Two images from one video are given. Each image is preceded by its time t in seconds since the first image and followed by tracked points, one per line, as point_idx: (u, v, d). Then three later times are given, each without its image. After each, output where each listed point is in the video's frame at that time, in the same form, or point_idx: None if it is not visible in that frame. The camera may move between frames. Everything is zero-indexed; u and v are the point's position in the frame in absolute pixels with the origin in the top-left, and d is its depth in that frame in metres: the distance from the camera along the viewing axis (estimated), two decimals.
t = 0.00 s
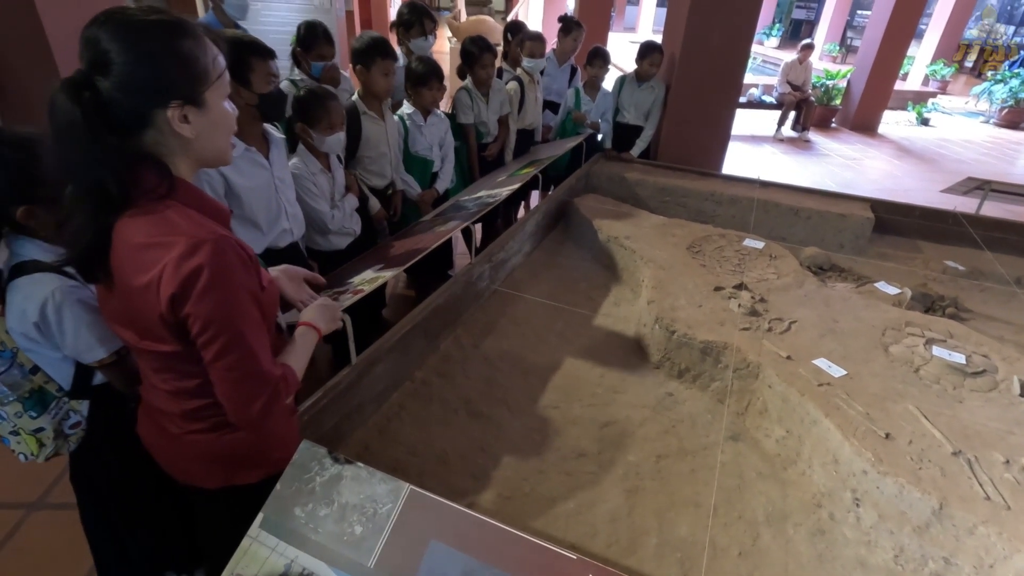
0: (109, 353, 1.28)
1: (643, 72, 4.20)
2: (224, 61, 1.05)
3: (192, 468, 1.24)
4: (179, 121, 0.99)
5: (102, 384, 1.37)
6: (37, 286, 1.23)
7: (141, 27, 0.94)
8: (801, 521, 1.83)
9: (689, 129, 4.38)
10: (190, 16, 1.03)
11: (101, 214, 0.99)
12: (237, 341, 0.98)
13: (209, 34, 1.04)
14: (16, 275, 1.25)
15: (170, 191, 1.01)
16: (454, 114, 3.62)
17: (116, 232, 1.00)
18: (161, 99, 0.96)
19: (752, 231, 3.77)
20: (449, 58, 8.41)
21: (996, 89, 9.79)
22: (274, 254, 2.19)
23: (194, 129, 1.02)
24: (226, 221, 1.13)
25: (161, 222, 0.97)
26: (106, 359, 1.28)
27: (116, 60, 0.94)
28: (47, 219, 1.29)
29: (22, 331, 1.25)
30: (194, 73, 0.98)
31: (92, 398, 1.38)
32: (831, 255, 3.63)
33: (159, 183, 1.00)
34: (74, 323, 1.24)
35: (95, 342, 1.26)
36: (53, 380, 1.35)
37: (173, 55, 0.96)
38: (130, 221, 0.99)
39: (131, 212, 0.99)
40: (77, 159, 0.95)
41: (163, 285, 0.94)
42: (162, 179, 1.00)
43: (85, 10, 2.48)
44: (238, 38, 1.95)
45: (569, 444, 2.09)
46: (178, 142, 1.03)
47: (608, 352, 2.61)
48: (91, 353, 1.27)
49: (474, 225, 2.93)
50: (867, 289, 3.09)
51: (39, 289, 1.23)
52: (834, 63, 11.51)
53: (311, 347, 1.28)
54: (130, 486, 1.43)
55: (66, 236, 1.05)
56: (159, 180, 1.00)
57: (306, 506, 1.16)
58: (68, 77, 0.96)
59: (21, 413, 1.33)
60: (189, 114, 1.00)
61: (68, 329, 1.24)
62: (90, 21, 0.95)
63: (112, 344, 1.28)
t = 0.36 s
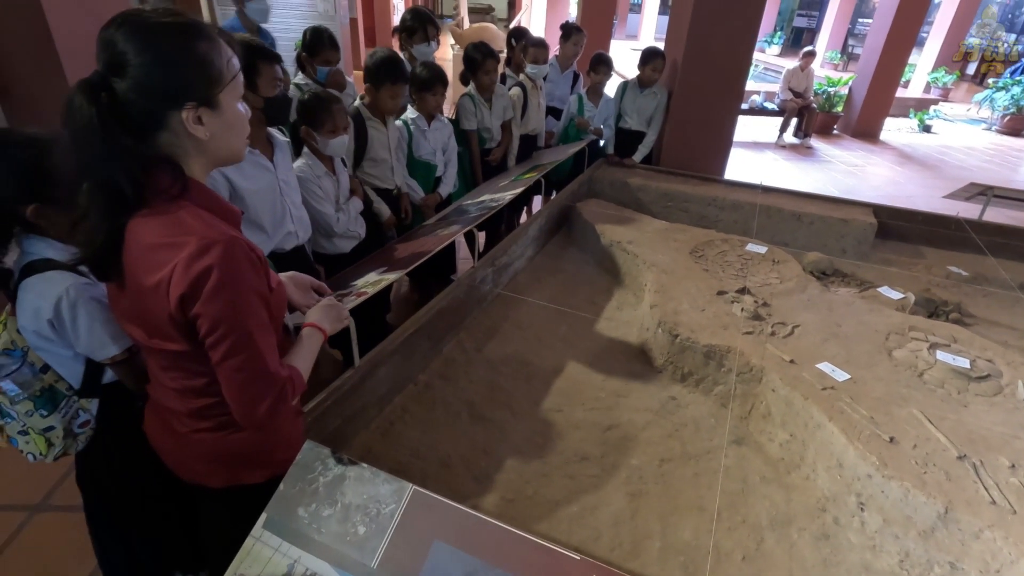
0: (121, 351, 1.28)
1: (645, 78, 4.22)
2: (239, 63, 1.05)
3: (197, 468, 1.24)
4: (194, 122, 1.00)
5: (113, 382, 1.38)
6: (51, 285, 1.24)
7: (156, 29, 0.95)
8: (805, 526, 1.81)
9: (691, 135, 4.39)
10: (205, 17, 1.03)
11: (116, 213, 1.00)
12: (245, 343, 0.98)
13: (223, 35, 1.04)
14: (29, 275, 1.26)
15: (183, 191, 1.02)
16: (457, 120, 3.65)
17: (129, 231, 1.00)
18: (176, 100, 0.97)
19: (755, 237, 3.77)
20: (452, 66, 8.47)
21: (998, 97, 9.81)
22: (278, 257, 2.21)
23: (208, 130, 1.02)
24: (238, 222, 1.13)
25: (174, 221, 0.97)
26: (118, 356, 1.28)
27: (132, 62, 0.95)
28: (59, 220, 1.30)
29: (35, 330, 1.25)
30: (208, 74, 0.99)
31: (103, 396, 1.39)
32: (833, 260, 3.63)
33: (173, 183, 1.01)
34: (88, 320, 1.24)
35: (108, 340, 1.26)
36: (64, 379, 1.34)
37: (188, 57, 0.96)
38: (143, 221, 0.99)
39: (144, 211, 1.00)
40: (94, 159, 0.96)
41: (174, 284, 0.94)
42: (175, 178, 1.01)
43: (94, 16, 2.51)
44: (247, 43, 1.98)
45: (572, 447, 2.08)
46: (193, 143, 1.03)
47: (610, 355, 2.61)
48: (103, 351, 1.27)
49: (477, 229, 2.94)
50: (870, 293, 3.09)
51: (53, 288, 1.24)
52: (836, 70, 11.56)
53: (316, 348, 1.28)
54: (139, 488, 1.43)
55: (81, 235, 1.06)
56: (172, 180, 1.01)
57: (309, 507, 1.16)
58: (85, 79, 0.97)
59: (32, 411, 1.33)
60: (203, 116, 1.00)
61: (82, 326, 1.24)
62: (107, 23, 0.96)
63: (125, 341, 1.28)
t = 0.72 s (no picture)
0: (129, 343, 1.27)
1: (650, 79, 4.21)
2: (245, 59, 1.04)
3: (200, 460, 1.23)
4: (194, 116, 0.99)
5: (122, 374, 1.38)
6: (59, 277, 1.24)
7: (163, 21, 0.95)
8: (809, 527, 1.80)
9: (696, 136, 4.38)
10: (213, 11, 1.02)
11: (119, 203, 1.00)
12: (250, 333, 0.97)
13: (231, 30, 1.04)
14: (36, 268, 1.26)
15: (188, 183, 1.02)
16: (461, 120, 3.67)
17: (134, 221, 1.00)
18: (179, 94, 0.96)
19: (760, 238, 3.76)
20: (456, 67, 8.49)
21: (1004, 101, 9.77)
22: (280, 255, 2.21)
23: (210, 125, 1.02)
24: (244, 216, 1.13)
25: (180, 211, 0.97)
26: (126, 348, 1.27)
27: (138, 53, 0.94)
28: (67, 211, 1.32)
29: (44, 323, 1.25)
30: (210, 69, 0.98)
31: (112, 389, 1.40)
32: (838, 262, 3.61)
33: (177, 174, 1.01)
34: (95, 312, 1.23)
35: (116, 332, 1.24)
36: (74, 370, 1.34)
37: (192, 51, 0.96)
38: (148, 211, 0.99)
39: (149, 202, 1.00)
40: (98, 148, 0.96)
41: (180, 274, 0.94)
42: (179, 169, 1.01)
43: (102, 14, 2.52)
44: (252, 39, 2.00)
45: (575, 446, 2.07)
46: (195, 136, 1.03)
47: (613, 354, 2.61)
48: (111, 343, 1.25)
49: (481, 228, 2.94)
50: (875, 295, 3.07)
51: (60, 281, 1.24)
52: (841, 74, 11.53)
53: (319, 341, 1.28)
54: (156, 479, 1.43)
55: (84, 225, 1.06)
56: (176, 172, 1.01)
57: (311, 501, 1.16)
58: (93, 69, 0.98)
59: (42, 404, 1.34)
60: (204, 110, 1.00)
61: (89, 318, 1.23)
62: (116, 15, 0.96)
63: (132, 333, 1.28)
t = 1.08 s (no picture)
0: (114, 358, 1.33)
1: (648, 83, 4.24)
2: (247, 73, 1.04)
3: (197, 462, 1.24)
4: (188, 130, 1.00)
5: (112, 384, 1.38)
6: (43, 293, 1.27)
7: (165, 36, 0.96)
8: (809, 527, 1.80)
9: (694, 139, 4.40)
10: (220, 26, 1.03)
11: (118, 208, 1.02)
12: (247, 338, 0.99)
13: (237, 45, 1.04)
14: (25, 279, 1.29)
15: (186, 190, 1.03)
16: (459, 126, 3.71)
17: (135, 226, 1.02)
18: (175, 107, 0.97)
19: (758, 240, 3.77)
20: (456, 73, 8.54)
21: (1002, 102, 9.80)
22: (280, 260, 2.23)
23: (204, 138, 1.02)
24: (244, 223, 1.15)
25: (178, 217, 0.98)
26: (112, 363, 1.33)
27: (142, 63, 0.96)
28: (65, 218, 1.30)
29: (31, 335, 1.29)
30: (206, 85, 0.98)
31: (103, 398, 1.40)
32: (837, 263, 3.62)
33: (176, 182, 1.02)
34: (79, 328, 1.28)
35: (102, 347, 1.30)
36: (65, 379, 1.37)
37: (191, 65, 0.97)
38: (147, 216, 1.01)
39: (148, 207, 1.01)
40: (103, 153, 1.00)
41: (178, 279, 0.95)
42: (178, 177, 1.02)
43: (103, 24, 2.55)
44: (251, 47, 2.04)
45: (575, 448, 2.08)
46: (193, 148, 1.04)
47: (612, 356, 2.62)
48: (97, 357, 1.31)
49: (480, 233, 2.95)
50: (874, 296, 3.08)
51: (44, 296, 1.27)
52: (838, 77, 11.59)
53: (315, 346, 1.29)
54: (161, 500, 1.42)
55: (87, 224, 1.09)
56: (175, 180, 1.02)
57: (311, 502, 1.16)
58: (103, 77, 1.01)
59: (35, 412, 1.37)
60: (198, 124, 1.00)
61: (74, 334, 1.28)
62: (129, 23, 0.98)
63: (119, 349, 1.33)
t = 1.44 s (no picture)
0: (118, 355, 1.33)
1: (651, 86, 4.24)
2: (250, 72, 1.06)
3: (201, 460, 1.25)
4: (193, 130, 1.01)
5: (111, 384, 1.39)
6: (46, 291, 1.27)
7: (169, 37, 0.97)
8: (812, 530, 1.80)
9: (697, 142, 4.40)
10: (223, 25, 1.04)
11: (123, 208, 1.02)
12: (254, 337, 0.99)
13: (240, 44, 1.05)
14: (26, 278, 1.29)
15: (192, 189, 1.03)
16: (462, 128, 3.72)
17: (141, 225, 1.03)
18: (180, 107, 0.98)
19: (761, 243, 3.77)
20: (460, 77, 8.56)
21: (1007, 106, 9.76)
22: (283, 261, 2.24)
23: (209, 138, 1.03)
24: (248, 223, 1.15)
25: (185, 216, 0.99)
26: (115, 360, 1.33)
27: (147, 64, 0.97)
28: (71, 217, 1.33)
29: (33, 334, 1.29)
30: (211, 85, 0.99)
31: (101, 398, 1.40)
32: (840, 266, 3.62)
33: (182, 181, 1.03)
34: (83, 326, 1.28)
35: (105, 345, 1.30)
36: (65, 380, 1.37)
37: (196, 66, 0.98)
38: (154, 216, 1.01)
39: (155, 207, 1.02)
40: (109, 154, 1.00)
41: (185, 278, 0.96)
42: (183, 176, 1.03)
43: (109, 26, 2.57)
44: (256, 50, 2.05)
45: (577, 450, 2.08)
46: (197, 147, 1.05)
47: (615, 358, 2.62)
48: (101, 355, 1.31)
49: (483, 234, 2.96)
50: (877, 299, 3.07)
51: (47, 294, 1.28)
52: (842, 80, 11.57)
53: (317, 344, 1.30)
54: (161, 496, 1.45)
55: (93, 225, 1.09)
56: (180, 178, 1.03)
57: (314, 501, 1.17)
58: (106, 77, 1.02)
59: (33, 413, 1.36)
60: (203, 123, 1.01)
61: (77, 331, 1.28)
62: (134, 24, 0.99)
63: (122, 346, 1.33)
